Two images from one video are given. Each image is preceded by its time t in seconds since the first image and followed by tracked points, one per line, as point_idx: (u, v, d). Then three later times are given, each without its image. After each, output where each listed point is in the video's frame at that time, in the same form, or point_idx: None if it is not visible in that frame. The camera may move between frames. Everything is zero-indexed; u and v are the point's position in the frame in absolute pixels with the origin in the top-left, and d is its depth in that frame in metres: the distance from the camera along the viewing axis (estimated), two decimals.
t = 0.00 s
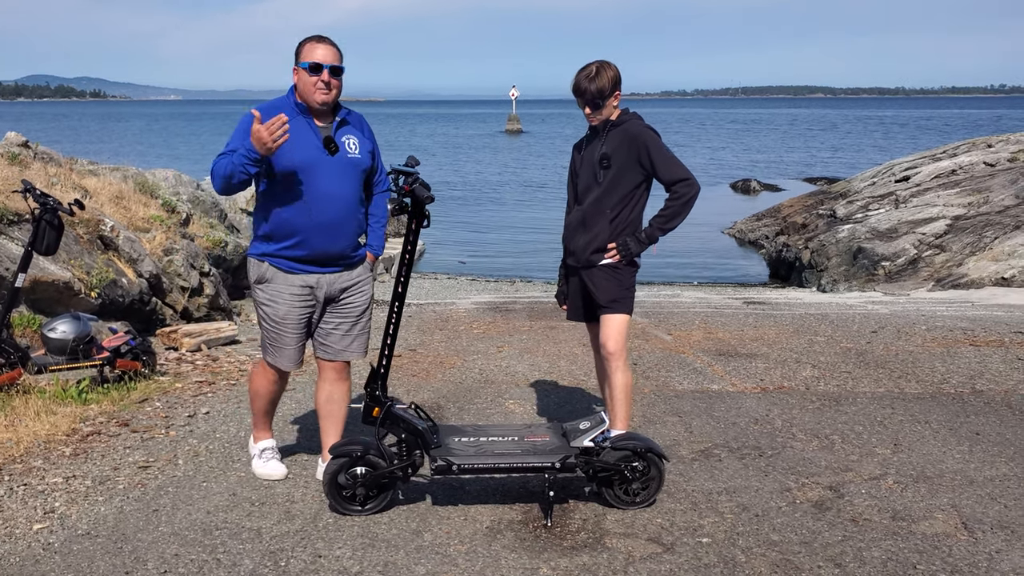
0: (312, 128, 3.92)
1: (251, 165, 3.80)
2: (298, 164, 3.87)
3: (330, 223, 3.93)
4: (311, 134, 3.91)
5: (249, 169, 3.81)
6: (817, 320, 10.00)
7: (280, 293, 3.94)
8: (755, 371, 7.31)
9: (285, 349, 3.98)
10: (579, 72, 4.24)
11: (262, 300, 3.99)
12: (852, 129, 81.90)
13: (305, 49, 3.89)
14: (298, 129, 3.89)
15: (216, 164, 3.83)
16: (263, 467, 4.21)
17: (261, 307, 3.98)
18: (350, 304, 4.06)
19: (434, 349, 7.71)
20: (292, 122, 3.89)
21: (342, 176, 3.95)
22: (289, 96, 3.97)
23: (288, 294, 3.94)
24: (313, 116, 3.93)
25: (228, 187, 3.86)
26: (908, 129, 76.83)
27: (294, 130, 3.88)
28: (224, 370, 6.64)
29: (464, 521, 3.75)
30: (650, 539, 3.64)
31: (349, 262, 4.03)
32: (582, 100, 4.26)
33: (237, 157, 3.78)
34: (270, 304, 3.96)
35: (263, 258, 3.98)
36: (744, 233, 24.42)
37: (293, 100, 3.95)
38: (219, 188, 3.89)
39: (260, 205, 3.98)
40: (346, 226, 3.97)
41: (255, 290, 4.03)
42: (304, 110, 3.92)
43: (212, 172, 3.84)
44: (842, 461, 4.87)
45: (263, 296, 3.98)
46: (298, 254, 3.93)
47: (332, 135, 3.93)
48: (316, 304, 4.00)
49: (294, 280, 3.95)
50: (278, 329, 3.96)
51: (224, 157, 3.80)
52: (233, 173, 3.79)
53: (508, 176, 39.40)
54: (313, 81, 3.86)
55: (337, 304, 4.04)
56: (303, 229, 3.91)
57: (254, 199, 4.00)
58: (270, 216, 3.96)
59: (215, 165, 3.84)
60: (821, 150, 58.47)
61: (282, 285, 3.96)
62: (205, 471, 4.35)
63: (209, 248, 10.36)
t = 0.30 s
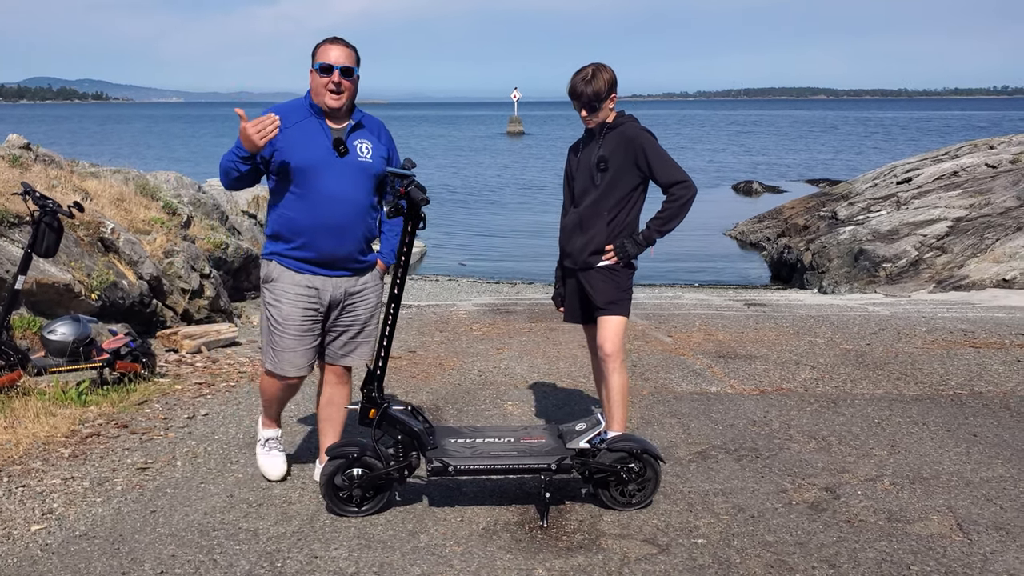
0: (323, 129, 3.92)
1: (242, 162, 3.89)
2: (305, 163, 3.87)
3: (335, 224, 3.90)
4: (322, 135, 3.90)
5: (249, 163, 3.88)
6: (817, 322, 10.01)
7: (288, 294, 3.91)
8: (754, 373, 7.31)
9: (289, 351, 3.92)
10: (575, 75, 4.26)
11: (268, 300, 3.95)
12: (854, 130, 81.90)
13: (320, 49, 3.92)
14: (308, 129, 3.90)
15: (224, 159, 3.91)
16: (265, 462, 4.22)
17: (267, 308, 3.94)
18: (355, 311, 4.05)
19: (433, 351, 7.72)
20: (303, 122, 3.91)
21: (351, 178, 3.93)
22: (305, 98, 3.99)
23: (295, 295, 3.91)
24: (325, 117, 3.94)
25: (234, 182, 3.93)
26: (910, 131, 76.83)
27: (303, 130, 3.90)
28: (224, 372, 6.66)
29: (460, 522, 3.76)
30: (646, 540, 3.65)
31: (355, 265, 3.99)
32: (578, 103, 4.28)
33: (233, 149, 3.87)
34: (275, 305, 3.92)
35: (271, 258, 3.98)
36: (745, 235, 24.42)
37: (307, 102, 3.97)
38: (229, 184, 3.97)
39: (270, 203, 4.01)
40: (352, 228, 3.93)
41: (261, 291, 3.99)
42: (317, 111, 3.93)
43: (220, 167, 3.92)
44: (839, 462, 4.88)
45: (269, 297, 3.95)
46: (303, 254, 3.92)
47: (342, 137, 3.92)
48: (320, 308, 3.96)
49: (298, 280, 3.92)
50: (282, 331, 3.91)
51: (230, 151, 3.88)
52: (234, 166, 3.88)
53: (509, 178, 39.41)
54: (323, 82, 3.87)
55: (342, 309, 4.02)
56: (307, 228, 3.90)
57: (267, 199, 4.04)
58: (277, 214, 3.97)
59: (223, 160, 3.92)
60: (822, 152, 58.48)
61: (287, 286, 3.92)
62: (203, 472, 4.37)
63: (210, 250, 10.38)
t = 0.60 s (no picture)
0: (327, 132, 3.93)
1: (243, 161, 3.91)
2: (309, 166, 3.88)
3: (337, 227, 3.90)
4: (326, 138, 3.91)
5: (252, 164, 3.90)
6: (820, 323, 10.00)
7: (298, 295, 3.91)
8: (756, 375, 7.31)
9: (298, 352, 3.91)
10: (576, 77, 4.27)
11: (276, 301, 3.94)
12: (857, 132, 81.85)
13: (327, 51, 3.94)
14: (313, 131, 3.91)
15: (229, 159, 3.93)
16: (272, 468, 4.09)
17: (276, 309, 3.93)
18: (360, 313, 4.06)
19: (435, 352, 7.73)
20: (307, 125, 3.92)
21: (354, 181, 3.92)
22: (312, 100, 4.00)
23: (303, 296, 3.92)
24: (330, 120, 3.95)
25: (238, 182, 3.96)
26: (914, 133, 76.75)
27: (308, 132, 3.91)
28: (227, 373, 6.68)
29: (462, 523, 3.77)
30: (647, 541, 3.66)
31: (357, 268, 3.98)
32: (579, 105, 4.29)
33: (236, 149, 3.89)
34: (283, 306, 3.91)
35: (275, 259, 3.99)
36: (748, 237, 24.39)
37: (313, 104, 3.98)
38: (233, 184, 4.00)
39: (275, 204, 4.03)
40: (354, 231, 3.93)
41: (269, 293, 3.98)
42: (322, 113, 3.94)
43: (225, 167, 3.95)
44: (841, 464, 4.88)
45: (277, 298, 3.94)
46: (306, 256, 3.92)
47: (347, 141, 3.93)
48: (325, 310, 3.97)
49: (303, 282, 3.92)
50: (289, 332, 3.90)
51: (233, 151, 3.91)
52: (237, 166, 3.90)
53: (513, 180, 39.45)
54: (328, 84, 3.88)
55: (347, 312, 4.02)
56: (309, 231, 3.90)
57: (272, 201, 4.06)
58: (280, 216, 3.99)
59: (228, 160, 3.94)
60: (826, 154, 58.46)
61: (293, 287, 3.92)
62: (206, 473, 4.38)
63: (213, 252, 10.40)
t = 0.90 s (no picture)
0: (326, 137, 3.92)
1: (245, 163, 3.87)
2: (307, 171, 3.87)
3: (337, 234, 3.89)
4: (325, 143, 3.91)
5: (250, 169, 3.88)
6: (826, 327, 9.98)
7: (301, 302, 3.91)
8: (763, 378, 7.30)
9: (302, 358, 3.91)
10: (582, 81, 4.27)
11: (279, 309, 3.94)
12: (863, 134, 81.70)
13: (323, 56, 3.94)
14: (312, 137, 3.91)
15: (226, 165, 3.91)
16: (290, 494, 3.91)
17: (278, 317, 3.94)
18: (363, 319, 4.05)
19: (441, 355, 7.73)
20: (306, 130, 3.92)
21: (353, 187, 3.93)
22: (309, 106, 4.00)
23: (306, 302, 3.92)
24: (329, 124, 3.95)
25: (236, 189, 3.93)
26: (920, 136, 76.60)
27: (307, 137, 3.90)
28: (233, 376, 6.69)
29: (469, 527, 3.76)
30: (654, 545, 3.65)
31: (358, 274, 3.98)
32: (585, 109, 4.29)
33: (235, 155, 3.86)
34: (287, 313, 3.92)
35: (275, 266, 3.97)
36: (754, 240, 24.36)
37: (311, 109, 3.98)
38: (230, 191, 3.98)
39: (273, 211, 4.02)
40: (355, 238, 3.92)
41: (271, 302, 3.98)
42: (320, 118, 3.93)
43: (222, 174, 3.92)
44: (848, 467, 4.86)
45: (280, 306, 3.94)
46: (306, 263, 3.91)
47: (345, 146, 3.93)
48: (329, 316, 3.96)
49: (305, 287, 3.92)
50: (295, 338, 3.91)
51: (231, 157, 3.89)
52: (235, 172, 3.88)
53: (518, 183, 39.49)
54: (329, 89, 3.87)
55: (351, 317, 4.02)
56: (310, 237, 3.89)
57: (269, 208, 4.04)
58: (278, 223, 3.97)
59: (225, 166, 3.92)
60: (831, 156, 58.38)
61: (297, 295, 3.93)
62: (213, 476, 4.39)
63: (220, 255, 10.42)
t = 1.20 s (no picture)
0: (322, 137, 3.91)
1: (248, 182, 3.78)
2: (309, 173, 3.83)
3: (343, 233, 3.90)
4: (322, 142, 3.89)
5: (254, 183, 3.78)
6: (838, 330, 9.96)
7: (300, 308, 3.89)
8: (776, 381, 7.28)
9: (305, 364, 3.89)
10: (602, 79, 4.28)
11: (277, 318, 3.91)
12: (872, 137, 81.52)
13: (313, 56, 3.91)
14: (308, 138, 3.89)
15: (223, 178, 3.78)
16: (308, 500, 3.90)
17: (276, 327, 3.91)
18: (367, 320, 4.05)
19: (453, 359, 7.73)
20: (301, 131, 3.88)
21: (353, 185, 3.93)
22: (297, 106, 3.96)
23: (306, 306, 3.89)
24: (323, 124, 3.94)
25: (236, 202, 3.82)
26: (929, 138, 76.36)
27: (304, 139, 3.87)
28: (246, 379, 6.71)
29: (487, 530, 3.76)
30: (673, 548, 3.64)
31: (363, 273, 3.99)
32: (601, 107, 4.30)
33: (237, 172, 3.77)
34: (285, 320, 3.89)
35: (277, 273, 3.93)
36: (763, 243, 24.31)
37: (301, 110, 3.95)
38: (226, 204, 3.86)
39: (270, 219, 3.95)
40: (360, 236, 3.94)
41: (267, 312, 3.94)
42: (313, 118, 3.91)
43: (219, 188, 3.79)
44: (864, 471, 4.85)
45: (278, 315, 3.91)
46: (314, 266, 3.89)
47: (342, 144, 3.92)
48: (333, 318, 3.95)
49: (309, 293, 3.90)
50: (294, 346, 3.88)
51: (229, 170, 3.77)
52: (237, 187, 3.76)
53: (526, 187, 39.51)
54: (329, 89, 3.87)
55: (354, 318, 4.01)
56: (316, 240, 3.87)
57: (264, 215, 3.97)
58: (280, 230, 3.92)
59: (222, 180, 3.79)
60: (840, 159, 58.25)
61: (297, 300, 3.91)
62: (230, 480, 4.40)
63: (231, 259, 10.44)
